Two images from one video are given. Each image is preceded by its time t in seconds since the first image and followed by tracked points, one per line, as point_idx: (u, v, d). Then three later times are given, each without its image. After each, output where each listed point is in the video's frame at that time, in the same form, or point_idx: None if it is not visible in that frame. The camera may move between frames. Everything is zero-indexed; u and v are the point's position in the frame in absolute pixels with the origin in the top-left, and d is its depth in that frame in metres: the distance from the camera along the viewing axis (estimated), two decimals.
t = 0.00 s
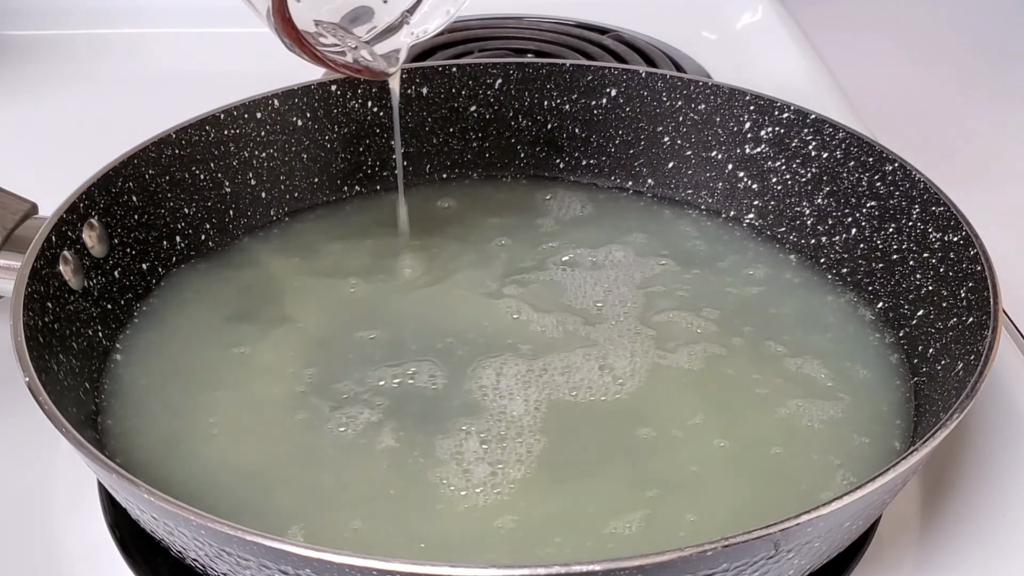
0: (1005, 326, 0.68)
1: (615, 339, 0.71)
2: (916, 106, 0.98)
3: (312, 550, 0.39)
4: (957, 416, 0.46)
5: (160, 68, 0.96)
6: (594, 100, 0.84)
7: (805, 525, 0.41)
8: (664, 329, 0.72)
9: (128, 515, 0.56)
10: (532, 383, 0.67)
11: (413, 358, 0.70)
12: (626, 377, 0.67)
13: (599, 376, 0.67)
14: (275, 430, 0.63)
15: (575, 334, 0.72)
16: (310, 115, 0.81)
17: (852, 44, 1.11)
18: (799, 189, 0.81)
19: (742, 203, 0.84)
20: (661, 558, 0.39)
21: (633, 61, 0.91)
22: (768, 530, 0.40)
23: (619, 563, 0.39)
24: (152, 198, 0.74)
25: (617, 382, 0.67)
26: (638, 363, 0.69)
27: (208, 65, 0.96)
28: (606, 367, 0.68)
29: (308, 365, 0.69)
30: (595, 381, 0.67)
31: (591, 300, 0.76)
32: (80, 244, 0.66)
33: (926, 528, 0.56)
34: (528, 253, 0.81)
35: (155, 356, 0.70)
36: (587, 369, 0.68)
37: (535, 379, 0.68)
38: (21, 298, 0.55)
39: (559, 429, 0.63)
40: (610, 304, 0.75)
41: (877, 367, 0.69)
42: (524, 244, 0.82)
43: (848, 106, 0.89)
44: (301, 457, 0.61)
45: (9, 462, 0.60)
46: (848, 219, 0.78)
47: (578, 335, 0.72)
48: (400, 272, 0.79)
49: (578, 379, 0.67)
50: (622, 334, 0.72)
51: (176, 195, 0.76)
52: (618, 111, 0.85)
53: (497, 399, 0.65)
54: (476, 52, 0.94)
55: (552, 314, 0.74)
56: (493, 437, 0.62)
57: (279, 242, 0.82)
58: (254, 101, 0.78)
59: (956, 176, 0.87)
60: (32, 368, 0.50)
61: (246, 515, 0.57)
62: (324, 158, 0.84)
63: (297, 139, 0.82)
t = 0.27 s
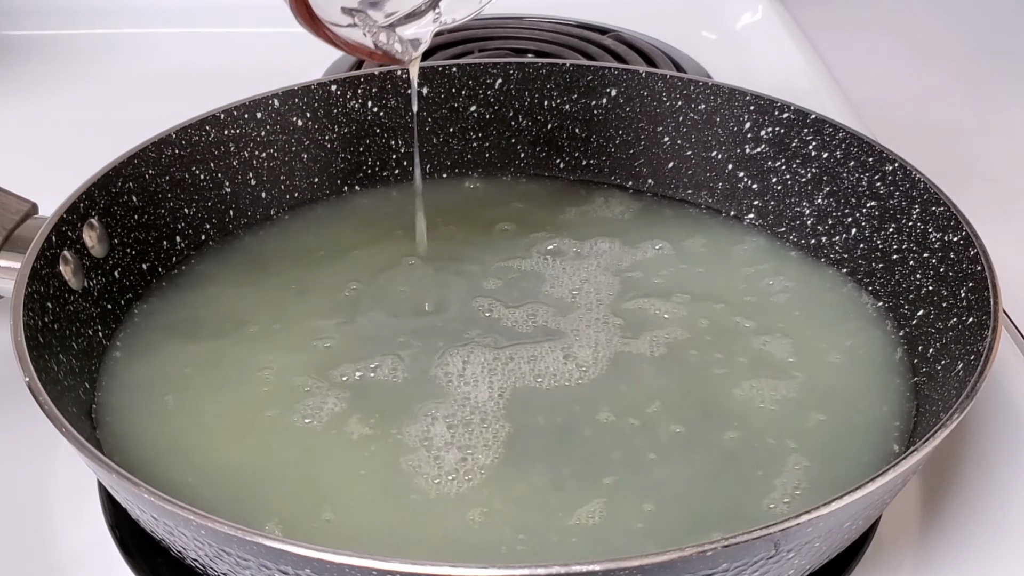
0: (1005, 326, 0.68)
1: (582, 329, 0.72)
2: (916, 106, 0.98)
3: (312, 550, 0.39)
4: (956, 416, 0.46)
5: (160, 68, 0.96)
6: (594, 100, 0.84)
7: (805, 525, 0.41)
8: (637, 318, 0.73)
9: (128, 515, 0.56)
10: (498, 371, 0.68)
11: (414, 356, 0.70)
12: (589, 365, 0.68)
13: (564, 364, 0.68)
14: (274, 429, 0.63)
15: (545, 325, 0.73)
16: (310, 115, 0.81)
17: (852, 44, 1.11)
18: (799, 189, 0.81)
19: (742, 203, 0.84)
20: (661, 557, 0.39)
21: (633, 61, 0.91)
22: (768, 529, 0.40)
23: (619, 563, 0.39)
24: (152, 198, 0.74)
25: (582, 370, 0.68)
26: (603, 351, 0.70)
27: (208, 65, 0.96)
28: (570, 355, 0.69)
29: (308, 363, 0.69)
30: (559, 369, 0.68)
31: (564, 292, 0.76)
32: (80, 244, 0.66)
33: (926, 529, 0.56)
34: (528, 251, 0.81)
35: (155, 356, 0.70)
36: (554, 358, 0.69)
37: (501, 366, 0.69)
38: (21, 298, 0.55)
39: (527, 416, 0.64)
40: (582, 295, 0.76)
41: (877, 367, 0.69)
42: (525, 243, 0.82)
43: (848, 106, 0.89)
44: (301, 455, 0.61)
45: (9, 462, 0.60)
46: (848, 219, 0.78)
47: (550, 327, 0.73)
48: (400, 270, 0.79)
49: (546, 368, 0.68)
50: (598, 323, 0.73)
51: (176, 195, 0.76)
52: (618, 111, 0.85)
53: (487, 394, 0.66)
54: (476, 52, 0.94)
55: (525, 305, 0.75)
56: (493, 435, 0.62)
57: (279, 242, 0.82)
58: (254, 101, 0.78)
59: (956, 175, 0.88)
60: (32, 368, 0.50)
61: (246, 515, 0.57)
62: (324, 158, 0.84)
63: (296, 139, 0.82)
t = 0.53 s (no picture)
0: (1005, 326, 0.68)
1: (565, 323, 0.73)
2: (915, 106, 0.98)
3: (312, 550, 0.39)
4: (957, 415, 0.46)
5: (161, 68, 0.96)
6: (594, 100, 0.84)
7: (805, 525, 0.41)
8: (624, 317, 0.74)
9: (128, 515, 0.56)
10: (488, 370, 0.68)
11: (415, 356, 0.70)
12: (576, 363, 0.69)
13: (550, 363, 0.69)
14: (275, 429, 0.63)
15: (530, 319, 0.74)
16: (310, 115, 0.81)
17: (852, 44, 1.11)
18: (799, 189, 0.81)
19: (742, 202, 0.84)
20: (661, 558, 0.39)
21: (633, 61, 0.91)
22: (768, 529, 0.40)
23: (620, 563, 0.39)
24: (152, 198, 0.74)
25: (568, 370, 0.68)
26: (587, 348, 0.70)
27: (208, 65, 0.96)
28: (557, 354, 0.70)
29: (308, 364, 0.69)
30: (545, 368, 0.68)
31: (546, 284, 0.78)
32: (80, 244, 0.66)
33: (926, 528, 0.56)
34: (528, 252, 0.81)
35: (155, 356, 0.70)
36: (539, 356, 0.69)
37: (490, 365, 0.69)
38: (21, 298, 0.55)
39: (516, 414, 0.64)
40: (564, 289, 0.77)
41: (877, 367, 0.69)
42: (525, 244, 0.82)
43: (848, 106, 0.89)
44: (301, 455, 0.61)
45: (9, 463, 0.60)
46: (848, 219, 0.78)
47: (532, 321, 0.74)
48: (400, 271, 0.79)
49: (530, 364, 0.69)
50: (587, 324, 0.73)
51: (176, 195, 0.76)
52: (618, 111, 0.85)
53: (483, 393, 0.66)
54: (476, 52, 0.94)
55: (511, 302, 0.75)
56: (494, 435, 0.62)
57: (279, 242, 0.81)
58: (254, 101, 0.78)
59: (956, 175, 0.88)
60: (32, 368, 0.50)
61: (246, 516, 0.57)
62: (324, 158, 0.84)
63: (296, 139, 0.82)
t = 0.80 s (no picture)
0: (1005, 326, 0.68)
1: (574, 333, 0.72)
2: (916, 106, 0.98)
3: (311, 550, 0.39)
4: (957, 415, 0.46)
5: (161, 68, 0.96)
6: (594, 100, 0.84)
7: (805, 525, 0.41)
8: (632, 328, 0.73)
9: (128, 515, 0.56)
10: (495, 379, 0.68)
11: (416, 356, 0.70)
12: (585, 372, 0.68)
13: (559, 373, 0.68)
14: (276, 428, 0.63)
15: (540, 331, 0.73)
16: (310, 115, 0.81)
17: (852, 44, 1.11)
18: (799, 189, 0.81)
19: (742, 203, 0.84)
20: (661, 558, 0.39)
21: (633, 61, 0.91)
22: (768, 529, 0.40)
23: (620, 564, 0.39)
24: (152, 198, 0.74)
25: (579, 380, 0.67)
26: (597, 358, 0.69)
27: (208, 65, 0.96)
28: (567, 363, 0.69)
29: (309, 365, 0.69)
30: (553, 377, 0.68)
31: (555, 296, 0.76)
32: (80, 244, 0.66)
33: (926, 529, 0.56)
34: (529, 251, 0.81)
35: (156, 356, 0.70)
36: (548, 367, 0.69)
37: (496, 375, 0.68)
38: (21, 298, 0.55)
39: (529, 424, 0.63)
40: (574, 301, 0.76)
41: (877, 368, 0.69)
42: (526, 244, 0.82)
43: (848, 106, 0.89)
44: (302, 455, 0.61)
45: (9, 463, 0.60)
46: (848, 219, 0.78)
47: (542, 332, 0.72)
48: (401, 271, 0.79)
49: (540, 375, 0.68)
50: (597, 335, 0.72)
51: (176, 195, 0.76)
52: (618, 111, 0.85)
53: (491, 403, 0.65)
54: (476, 52, 0.94)
55: (519, 312, 0.74)
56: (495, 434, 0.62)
57: (279, 242, 0.81)
58: (254, 101, 0.78)
59: (957, 175, 0.88)
60: (32, 368, 0.50)
61: (246, 517, 0.57)
62: (324, 158, 0.84)
63: (297, 139, 0.82)
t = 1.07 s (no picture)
0: (1005, 326, 0.68)
1: (585, 334, 0.72)
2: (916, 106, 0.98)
3: (311, 550, 0.39)
4: (957, 415, 0.46)
5: (162, 68, 0.96)
6: (594, 100, 0.84)
7: (805, 525, 0.41)
8: (645, 329, 0.73)
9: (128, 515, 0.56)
10: (499, 377, 0.68)
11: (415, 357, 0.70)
12: (591, 373, 0.68)
13: (564, 372, 0.68)
14: (276, 428, 0.63)
15: (553, 332, 0.73)
16: (310, 115, 0.81)
17: (852, 44, 1.11)
18: (799, 189, 0.81)
19: (742, 202, 0.84)
20: (661, 558, 0.39)
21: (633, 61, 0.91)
22: (768, 530, 0.40)
23: (619, 563, 0.39)
24: (152, 198, 0.74)
25: (583, 378, 0.67)
26: (605, 360, 0.69)
27: (208, 65, 0.96)
28: (573, 363, 0.69)
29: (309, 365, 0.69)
30: (560, 376, 0.68)
31: (570, 299, 0.76)
32: (80, 244, 0.66)
33: (926, 528, 0.56)
34: (529, 251, 0.81)
35: (156, 356, 0.70)
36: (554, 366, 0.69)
37: (501, 373, 0.68)
38: (21, 298, 0.55)
39: (528, 423, 0.63)
40: (588, 303, 0.75)
41: (877, 368, 0.69)
42: (526, 244, 0.82)
43: (848, 106, 0.89)
44: (303, 455, 0.61)
45: (9, 463, 0.60)
46: (848, 219, 0.78)
47: (553, 333, 0.73)
48: (401, 271, 0.79)
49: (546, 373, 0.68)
50: (608, 336, 0.72)
51: (176, 195, 0.76)
52: (618, 111, 0.85)
53: (492, 401, 0.65)
54: (476, 52, 0.94)
55: (534, 313, 0.75)
56: (495, 434, 0.62)
57: (279, 242, 0.81)
58: (254, 101, 0.78)
59: (957, 176, 0.88)
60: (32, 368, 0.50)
61: (246, 517, 0.57)
62: (324, 158, 0.84)
63: (296, 139, 0.82)
